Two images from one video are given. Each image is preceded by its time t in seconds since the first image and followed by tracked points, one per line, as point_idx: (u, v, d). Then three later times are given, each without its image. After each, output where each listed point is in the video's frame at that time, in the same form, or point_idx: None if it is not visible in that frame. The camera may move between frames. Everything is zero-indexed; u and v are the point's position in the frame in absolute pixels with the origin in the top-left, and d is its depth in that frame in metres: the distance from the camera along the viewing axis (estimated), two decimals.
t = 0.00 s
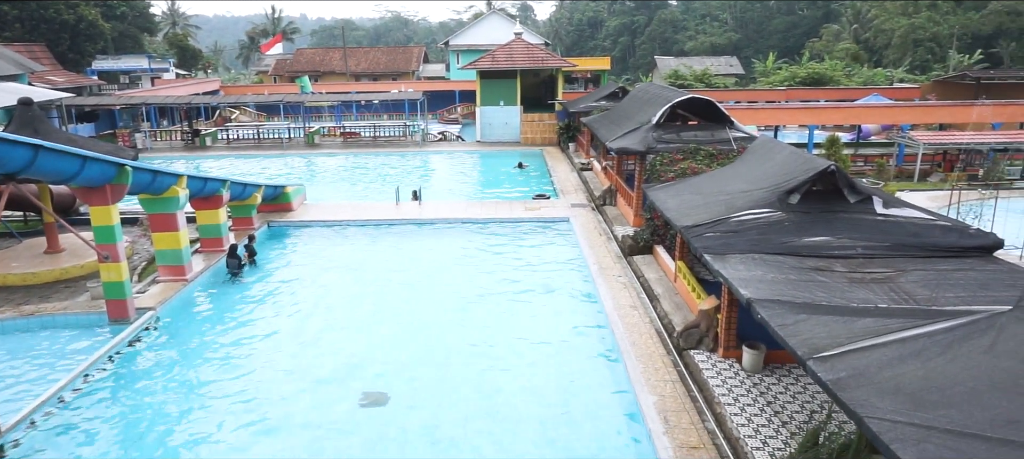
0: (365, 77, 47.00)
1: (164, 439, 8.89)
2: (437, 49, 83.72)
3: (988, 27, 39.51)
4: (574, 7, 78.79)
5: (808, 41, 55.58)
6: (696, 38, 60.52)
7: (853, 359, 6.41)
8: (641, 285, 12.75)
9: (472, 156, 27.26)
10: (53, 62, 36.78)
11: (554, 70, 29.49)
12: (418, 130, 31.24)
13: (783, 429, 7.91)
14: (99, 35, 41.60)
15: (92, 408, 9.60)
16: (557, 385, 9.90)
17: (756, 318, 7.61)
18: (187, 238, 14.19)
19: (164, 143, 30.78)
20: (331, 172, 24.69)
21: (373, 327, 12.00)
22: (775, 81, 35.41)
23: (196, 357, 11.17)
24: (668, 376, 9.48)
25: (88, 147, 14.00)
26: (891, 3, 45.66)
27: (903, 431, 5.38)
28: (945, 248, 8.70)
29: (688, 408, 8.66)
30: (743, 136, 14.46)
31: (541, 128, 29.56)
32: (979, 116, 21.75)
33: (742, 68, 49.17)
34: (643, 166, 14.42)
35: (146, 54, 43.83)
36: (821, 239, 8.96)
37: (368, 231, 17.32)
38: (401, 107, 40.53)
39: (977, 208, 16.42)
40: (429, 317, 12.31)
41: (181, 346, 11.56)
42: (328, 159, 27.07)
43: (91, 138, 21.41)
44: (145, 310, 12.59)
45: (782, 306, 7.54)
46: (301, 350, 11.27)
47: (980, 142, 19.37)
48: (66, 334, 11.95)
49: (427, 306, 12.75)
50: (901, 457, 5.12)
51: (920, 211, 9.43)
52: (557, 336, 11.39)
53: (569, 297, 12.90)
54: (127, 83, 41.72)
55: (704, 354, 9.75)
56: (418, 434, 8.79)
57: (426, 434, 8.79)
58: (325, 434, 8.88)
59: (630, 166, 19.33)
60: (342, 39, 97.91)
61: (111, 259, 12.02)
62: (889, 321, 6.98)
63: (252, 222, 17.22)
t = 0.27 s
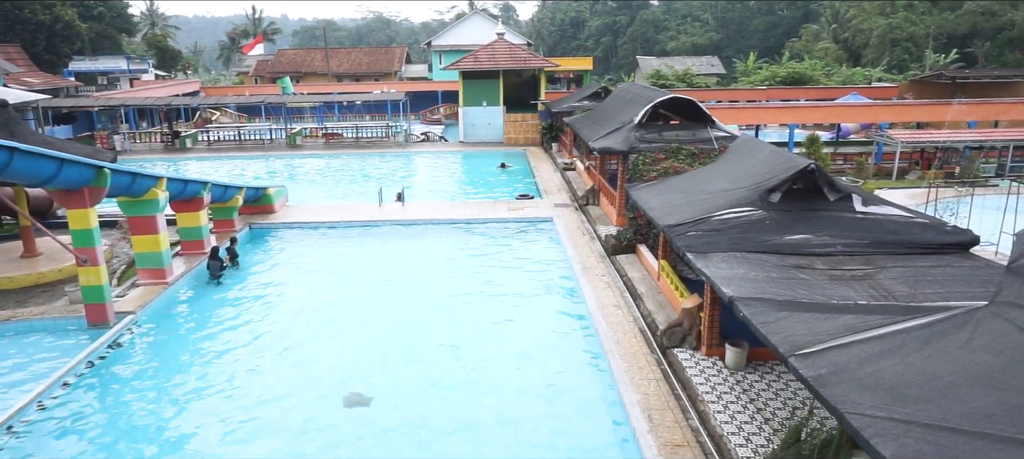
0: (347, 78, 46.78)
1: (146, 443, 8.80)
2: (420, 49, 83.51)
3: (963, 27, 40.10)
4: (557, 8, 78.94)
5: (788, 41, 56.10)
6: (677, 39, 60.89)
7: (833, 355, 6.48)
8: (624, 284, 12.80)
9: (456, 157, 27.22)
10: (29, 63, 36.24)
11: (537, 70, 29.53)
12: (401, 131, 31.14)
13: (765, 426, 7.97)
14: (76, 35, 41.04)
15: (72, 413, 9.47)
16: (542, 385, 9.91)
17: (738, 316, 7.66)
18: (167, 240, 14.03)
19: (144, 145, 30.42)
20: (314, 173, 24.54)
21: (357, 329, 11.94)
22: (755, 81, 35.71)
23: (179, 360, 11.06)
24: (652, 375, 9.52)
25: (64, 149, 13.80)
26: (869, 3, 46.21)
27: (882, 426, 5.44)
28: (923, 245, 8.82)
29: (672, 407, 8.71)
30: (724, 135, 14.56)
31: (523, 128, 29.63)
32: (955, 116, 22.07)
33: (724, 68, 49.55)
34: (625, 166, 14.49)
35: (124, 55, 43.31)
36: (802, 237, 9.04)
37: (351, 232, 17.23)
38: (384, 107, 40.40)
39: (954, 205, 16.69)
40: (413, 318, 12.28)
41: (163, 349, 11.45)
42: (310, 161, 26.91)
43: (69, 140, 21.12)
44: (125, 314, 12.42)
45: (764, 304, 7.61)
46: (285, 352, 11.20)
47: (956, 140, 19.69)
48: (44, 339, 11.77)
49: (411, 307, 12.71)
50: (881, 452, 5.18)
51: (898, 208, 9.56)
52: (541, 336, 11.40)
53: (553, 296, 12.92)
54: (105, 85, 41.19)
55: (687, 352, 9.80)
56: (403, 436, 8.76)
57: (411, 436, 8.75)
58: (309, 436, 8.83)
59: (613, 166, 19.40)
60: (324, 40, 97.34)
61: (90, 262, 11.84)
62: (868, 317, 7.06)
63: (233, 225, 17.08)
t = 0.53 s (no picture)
0: (327, 80, 46.50)
1: (124, 450, 8.66)
2: (400, 51, 83.25)
3: (936, 30, 40.78)
4: (537, 10, 79.12)
5: (766, 43, 56.67)
6: (657, 41, 61.27)
7: (811, 354, 6.54)
8: (605, 285, 12.83)
9: (436, 159, 27.15)
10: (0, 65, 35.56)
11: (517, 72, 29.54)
12: (381, 133, 30.99)
13: (745, 425, 8.02)
14: (48, 37, 40.38)
15: (46, 421, 9.30)
16: (524, 386, 9.92)
17: (718, 316, 7.71)
18: (144, 245, 13.83)
19: (119, 148, 29.98)
20: (292, 176, 24.34)
21: (337, 332, 11.86)
22: (734, 82, 36.04)
23: (156, 365, 10.90)
24: (633, 375, 9.56)
25: (37, 152, 13.54)
26: (844, 6, 46.83)
27: (860, 423, 5.49)
28: (899, 245, 8.94)
29: (653, 407, 8.74)
30: (703, 136, 14.67)
31: (504, 130, 29.67)
32: (929, 117, 22.41)
33: (702, 70, 49.93)
34: (606, 167, 14.53)
35: (99, 57, 42.65)
36: (780, 237, 9.12)
37: (331, 235, 17.11)
38: (364, 109, 40.19)
39: (928, 205, 16.98)
40: (394, 320, 12.24)
41: (140, 355, 11.27)
42: (289, 163, 26.70)
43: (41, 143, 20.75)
44: (100, 320, 12.22)
45: (742, 304, 7.66)
46: (264, 356, 11.10)
47: (930, 141, 20.02)
48: (16, 346, 11.54)
49: (392, 310, 12.66)
50: (858, 450, 5.23)
51: (874, 208, 9.69)
52: (523, 337, 11.40)
53: (534, 298, 12.92)
54: (79, 87, 40.54)
55: (667, 352, 9.84)
56: (385, 439, 8.69)
57: (393, 440, 8.69)
58: (289, 440, 8.74)
59: (593, 167, 19.46)
60: (302, 41, 96.67)
61: (64, 268, 11.64)
62: (845, 316, 7.13)
63: (211, 228, 16.88)
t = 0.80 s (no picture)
0: (304, 82, 46.14)
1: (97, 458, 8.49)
2: (377, 53, 82.87)
3: (907, 33, 41.51)
4: (515, 11, 79.23)
5: (741, 45, 57.25)
6: (634, 43, 61.60)
7: (787, 353, 6.61)
8: (584, 286, 12.86)
9: (415, 161, 27.06)
10: None
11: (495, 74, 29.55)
12: (359, 135, 30.80)
13: (723, 424, 8.08)
14: (17, 38, 39.56)
15: (16, 430, 9.09)
16: (505, 388, 9.90)
17: (695, 316, 7.76)
18: (117, 249, 13.60)
19: (91, 151, 29.46)
20: (269, 179, 24.10)
21: (315, 335, 11.76)
22: (710, 84, 36.39)
23: (130, 371, 10.71)
24: (612, 376, 9.58)
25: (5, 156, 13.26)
26: (817, 9, 47.49)
27: (835, 421, 5.55)
28: (872, 244, 9.06)
29: (632, 407, 8.78)
30: (680, 138, 14.78)
31: (482, 132, 29.69)
32: (900, 118, 22.79)
33: (679, 72, 50.34)
34: (584, 168, 14.57)
35: (70, 59, 41.89)
36: (757, 238, 9.21)
37: (308, 238, 16.97)
38: (341, 111, 39.94)
39: (900, 204, 17.27)
40: (372, 323, 12.16)
41: (113, 361, 11.06)
42: (266, 166, 26.44)
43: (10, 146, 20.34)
44: (72, 326, 11.98)
45: (720, 304, 7.72)
46: (241, 361, 10.96)
47: (902, 142, 20.36)
48: None
49: (370, 313, 12.57)
50: (834, 447, 5.28)
51: (847, 209, 9.83)
52: (503, 339, 11.38)
53: (513, 300, 12.91)
54: (50, 89, 39.80)
55: (646, 353, 9.89)
56: (363, 444, 8.61)
57: (372, 444, 8.62)
58: (267, 446, 8.62)
59: (571, 169, 19.51)
60: (279, 43, 95.84)
61: (34, 273, 11.41)
62: (820, 315, 7.22)
63: (186, 232, 16.64)
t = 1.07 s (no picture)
0: (285, 82, 45.80)
1: None
2: (359, 53, 82.49)
3: (884, 35, 42.08)
4: (498, 12, 79.21)
5: (722, 47, 57.71)
6: (616, 44, 61.88)
7: (767, 352, 6.66)
8: (566, 286, 12.88)
9: (397, 161, 26.96)
10: None
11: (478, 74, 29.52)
12: (340, 136, 30.64)
13: (705, 423, 8.13)
14: None
15: None
16: (488, 389, 9.89)
17: (677, 315, 7.80)
18: (94, 251, 13.40)
19: (67, 151, 29.00)
20: (250, 179, 23.88)
21: (296, 337, 11.67)
22: (691, 85, 36.64)
23: (107, 374, 10.57)
24: (594, 375, 9.61)
25: None
26: (797, 11, 47.96)
27: (814, 419, 5.60)
28: (851, 244, 9.17)
29: (615, 406, 8.80)
30: (662, 139, 14.86)
31: (465, 132, 29.66)
32: (878, 120, 23.07)
33: (661, 72, 50.63)
34: (566, 169, 14.60)
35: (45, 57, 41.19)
36: (737, 238, 9.28)
37: (289, 239, 16.84)
38: (323, 111, 39.70)
39: (878, 205, 17.48)
40: (354, 324, 12.09)
41: (90, 365, 10.90)
42: (246, 166, 26.20)
43: None
44: (47, 329, 11.77)
45: (701, 303, 7.77)
46: (221, 363, 10.85)
47: (879, 143, 20.63)
48: None
49: (352, 314, 12.50)
50: (813, 445, 5.33)
51: (826, 209, 9.93)
52: (486, 339, 11.37)
53: (496, 300, 12.89)
54: (24, 88, 39.13)
55: (628, 352, 9.92)
56: (346, 446, 8.54)
57: (354, 446, 8.54)
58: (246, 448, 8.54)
59: (554, 169, 19.54)
60: (259, 42, 95.00)
61: (9, 276, 11.22)
62: (800, 314, 7.29)
63: (165, 233, 16.44)
